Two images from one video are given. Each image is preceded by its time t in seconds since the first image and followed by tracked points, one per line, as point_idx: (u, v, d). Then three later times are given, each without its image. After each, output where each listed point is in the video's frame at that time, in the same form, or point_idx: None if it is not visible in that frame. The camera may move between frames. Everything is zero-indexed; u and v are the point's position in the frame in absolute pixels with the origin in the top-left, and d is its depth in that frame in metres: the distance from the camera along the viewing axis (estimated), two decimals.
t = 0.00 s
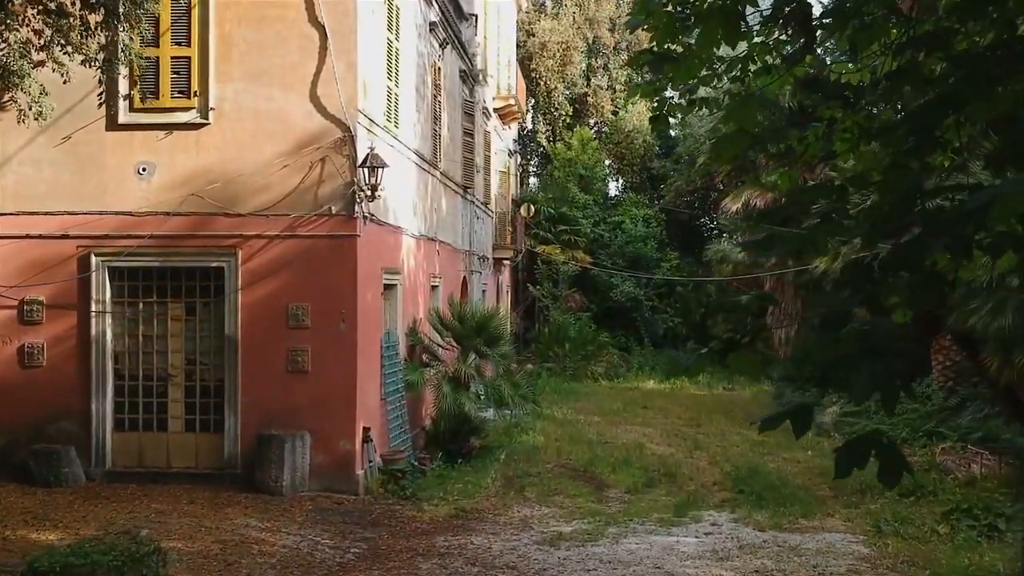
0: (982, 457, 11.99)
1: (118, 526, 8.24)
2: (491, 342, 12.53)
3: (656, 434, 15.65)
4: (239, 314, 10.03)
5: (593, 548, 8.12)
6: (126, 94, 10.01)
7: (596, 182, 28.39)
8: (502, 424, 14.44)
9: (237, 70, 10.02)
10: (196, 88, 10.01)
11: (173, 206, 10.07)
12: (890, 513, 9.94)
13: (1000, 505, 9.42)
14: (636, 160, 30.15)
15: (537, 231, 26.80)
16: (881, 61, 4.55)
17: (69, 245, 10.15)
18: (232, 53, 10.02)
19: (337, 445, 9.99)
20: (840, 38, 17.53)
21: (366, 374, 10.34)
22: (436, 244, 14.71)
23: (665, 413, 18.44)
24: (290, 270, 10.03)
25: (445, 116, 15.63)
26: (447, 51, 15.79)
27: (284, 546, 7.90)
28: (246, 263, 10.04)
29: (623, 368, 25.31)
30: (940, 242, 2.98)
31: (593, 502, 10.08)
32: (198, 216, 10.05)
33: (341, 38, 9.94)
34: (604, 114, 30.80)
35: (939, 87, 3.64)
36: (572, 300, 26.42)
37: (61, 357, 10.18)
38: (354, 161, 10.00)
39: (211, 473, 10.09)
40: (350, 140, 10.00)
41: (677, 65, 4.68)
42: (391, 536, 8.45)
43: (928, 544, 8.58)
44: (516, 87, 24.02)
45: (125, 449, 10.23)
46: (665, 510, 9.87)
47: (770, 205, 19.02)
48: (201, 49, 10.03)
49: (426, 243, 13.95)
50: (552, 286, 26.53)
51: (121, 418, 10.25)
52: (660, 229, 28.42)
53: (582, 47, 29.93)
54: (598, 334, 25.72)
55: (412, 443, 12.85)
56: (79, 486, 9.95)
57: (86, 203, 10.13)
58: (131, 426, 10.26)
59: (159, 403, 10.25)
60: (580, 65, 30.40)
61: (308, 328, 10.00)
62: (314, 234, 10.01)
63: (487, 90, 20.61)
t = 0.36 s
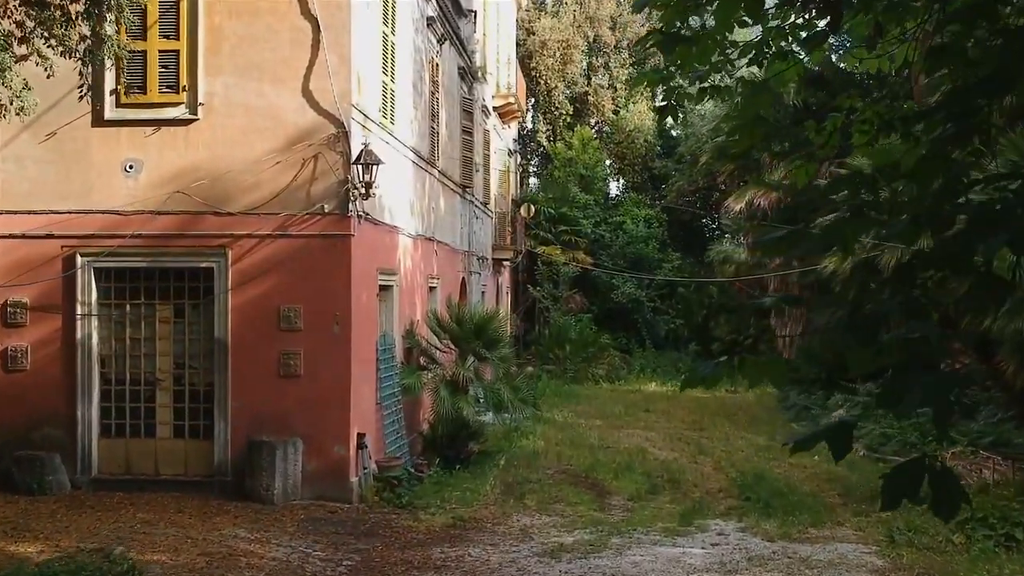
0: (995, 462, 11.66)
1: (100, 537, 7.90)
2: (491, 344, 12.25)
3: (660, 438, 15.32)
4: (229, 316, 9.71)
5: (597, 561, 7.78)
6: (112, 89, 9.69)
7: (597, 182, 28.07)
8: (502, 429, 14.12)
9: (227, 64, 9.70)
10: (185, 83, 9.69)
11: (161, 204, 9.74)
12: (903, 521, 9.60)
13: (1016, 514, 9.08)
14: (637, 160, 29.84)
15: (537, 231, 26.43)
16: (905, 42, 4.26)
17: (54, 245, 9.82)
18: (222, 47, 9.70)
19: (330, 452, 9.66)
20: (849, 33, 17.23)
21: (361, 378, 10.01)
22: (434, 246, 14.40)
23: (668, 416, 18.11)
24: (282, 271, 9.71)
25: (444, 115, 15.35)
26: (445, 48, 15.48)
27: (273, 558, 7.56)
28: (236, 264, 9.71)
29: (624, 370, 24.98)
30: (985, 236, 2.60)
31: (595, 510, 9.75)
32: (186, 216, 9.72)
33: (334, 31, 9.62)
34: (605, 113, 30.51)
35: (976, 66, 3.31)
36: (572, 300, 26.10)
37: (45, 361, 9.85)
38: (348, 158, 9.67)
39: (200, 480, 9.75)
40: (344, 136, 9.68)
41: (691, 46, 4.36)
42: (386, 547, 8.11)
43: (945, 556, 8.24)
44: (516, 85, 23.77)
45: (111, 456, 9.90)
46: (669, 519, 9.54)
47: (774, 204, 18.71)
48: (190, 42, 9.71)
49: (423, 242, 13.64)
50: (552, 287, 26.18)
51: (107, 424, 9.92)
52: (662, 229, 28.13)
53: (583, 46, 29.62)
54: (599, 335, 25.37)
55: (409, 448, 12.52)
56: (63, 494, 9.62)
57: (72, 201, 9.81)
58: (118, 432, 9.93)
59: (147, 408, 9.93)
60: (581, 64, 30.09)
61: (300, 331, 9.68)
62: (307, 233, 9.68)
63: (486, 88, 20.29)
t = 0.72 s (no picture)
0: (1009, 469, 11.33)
1: (83, 551, 7.58)
2: (489, 348, 11.92)
3: (663, 443, 15.00)
4: (219, 320, 9.38)
5: None
6: (98, 85, 9.37)
7: (598, 182, 27.76)
8: (501, 434, 13.81)
9: (217, 59, 9.38)
10: (173, 78, 9.37)
11: (148, 204, 9.41)
12: (916, 531, 9.27)
13: None
14: (638, 160, 29.51)
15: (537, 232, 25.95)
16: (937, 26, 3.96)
17: (38, 246, 9.49)
18: (212, 41, 9.38)
19: (324, 460, 9.34)
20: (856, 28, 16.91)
21: (355, 383, 9.68)
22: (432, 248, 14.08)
23: (671, 420, 17.78)
24: (274, 273, 9.38)
25: (442, 114, 15.03)
26: (443, 44, 15.15)
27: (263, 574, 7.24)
28: (226, 266, 9.39)
29: (625, 373, 24.66)
30: None
31: (598, 520, 9.43)
32: (175, 216, 9.40)
33: (328, 25, 9.30)
34: (606, 113, 30.18)
35: None
36: (573, 302, 25.78)
37: (30, 366, 9.53)
38: (342, 156, 9.35)
39: (189, 490, 9.44)
40: (338, 133, 9.36)
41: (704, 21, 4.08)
42: (381, 561, 7.79)
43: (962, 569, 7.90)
44: (516, 85, 23.49)
45: (98, 464, 9.59)
46: (675, 529, 9.21)
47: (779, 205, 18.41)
48: (179, 36, 9.39)
49: (421, 243, 13.32)
50: (552, 288, 25.85)
51: (94, 431, 9.60)
52: (664, 231, 27.82)
53: (583, 45, 29.29)
54: (600, 338, 25.03)
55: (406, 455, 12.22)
56: (48, 503, 9.29)
57: (56, 201, 9.48)
58: (104, 439, 9.61)
59: (134, 415, 9.61)
60: (581, 63, 29.76)
61: (293, 335, 9.35)
62: (299, 234, 9.35)
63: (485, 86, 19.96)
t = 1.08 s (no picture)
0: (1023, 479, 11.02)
1: (63, 569, 7.26)
2: (488, 353, 11.60)
3: (666, 449, 14.69)
4: (209, 326, 9.07)
5: None
6: (83, 82, 9.07)
7: (599, 183, 27.46)
8: (500, 440, 13.49)
9: (206, 55, 9.07)
10: (162, 76, 9.06)
11: (135, 206, 9.10)
12: (930, 544, 8.96)
13: None
14: (639, 160, 29.20)
15: (537, 234, 25.69)
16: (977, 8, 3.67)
17: (21, 249, 9.18)
18: (200, 37, 9.07)
19: (317, 470, 9.02)
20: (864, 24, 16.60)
21: (350, 390, 9.37)
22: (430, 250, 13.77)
23: (674, 425, 17.47)
24: (265, 276, 9.06)
25: (440, 114, 14.73)
26: (441, 42, 14.83)
27: None
28: (215, 269, 9.07)
29: (627, 376, 24.36)
30: None
31: (600, 533, 9.12)
32: (163, 218, 9.09)
33: (321, 20, 8.99)
34: (607, 112, 29.86)
35: None
36: (573, 304, 25.45)
37: (12, 373, 9.20)
38: (336, 156, 9.04)
39: (179, 501, 9.13)
40: (332, 132, 9.04)
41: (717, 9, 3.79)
42: None
43: None
44: (516, 84, 23.20)
45: (84, 474, 9.27)
46: (680, 542, 8.90)
47: (783, 206, 18.10)
48: (167, 32, 9.08)
49: (419, 246, 13.02)
50: (553, 290, 25.54)
51: (79, 440, 9.28)
52: (665, 232, 27.52)
53: (583, 44, 28.99)
54: (601, 340, 24.70)
55: (403, 462, 11.91)
56: (31, 516, 8.98)
57: (40, 203, 9.16)
58: (90, 449, 9.29)
59: (121, 424, 9.30)
60: (581, 63, 29.44)
61: (285, 342, 9.04)
62: (290, 237, 9.04)
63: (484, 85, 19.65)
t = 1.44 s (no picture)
0: None
1: None
2: (487, 360, 11.32)
3: (669, 457, 14.40)
4: (198, 335, 8.78)
5: None
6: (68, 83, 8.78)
7: (599, 183, 27.16)
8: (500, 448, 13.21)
9: (195, 54, 8.78)
10: (149, 75, 8.77)
11: (122, 210, 8.80)
12: (944, 560, 8.66)
13: None
14: (640, 161, 28.92)
15: (537, 235, 25.39)
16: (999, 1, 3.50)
17: (5, 254, 8.89)
18: (189, 35, 8.78)
19: (310, 484, 8.73)
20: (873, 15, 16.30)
21: (344, 401, 9.08)
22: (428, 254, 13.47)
23: (676, 430, 17.19)
24: (257, 283, 8.77)
25: (439, 115, 14.43)
26: (440, 41, 14.54)
27: None
28: (204, 275, 8.77)
29: (628, 379, 24.07)
30: None
31: (602, 548, 8.82)
32: (151, 224, 8.80)
33: (313, 18, 8.70)
34: (608, 113, 29.55)
35: None
36: (574, 306, 25.13)
37: None
38: (329, 158, 8.75)
39: (167, 516, 8.83)
40: (326, 134, 8.75)
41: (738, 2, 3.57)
42: None
43: None
44: (515, 84, 22.91)
45: (69, 487, 8.98)
46: (684, 557, 8.60)
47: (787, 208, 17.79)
48: (154, 30, 8.80)
49: (416, 250, 12.72)
50: (553, 292, 25.26)
51: (65, 452, 8.99)
52: (667, 233, 27.24)
53: (584, 43, 28.71)
54: (602, 343, 24.41)
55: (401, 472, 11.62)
56: (14, 530, 8.69)
57: (24, 206, 8.87)
58: (76, 461, 9.01)
59: (108, 435, 9.01)
60: (582, 62, 29.15)
61: (277, 350, 8.75)
62: (282, 242, 8.74)
63: (483, 85, 19.34)
